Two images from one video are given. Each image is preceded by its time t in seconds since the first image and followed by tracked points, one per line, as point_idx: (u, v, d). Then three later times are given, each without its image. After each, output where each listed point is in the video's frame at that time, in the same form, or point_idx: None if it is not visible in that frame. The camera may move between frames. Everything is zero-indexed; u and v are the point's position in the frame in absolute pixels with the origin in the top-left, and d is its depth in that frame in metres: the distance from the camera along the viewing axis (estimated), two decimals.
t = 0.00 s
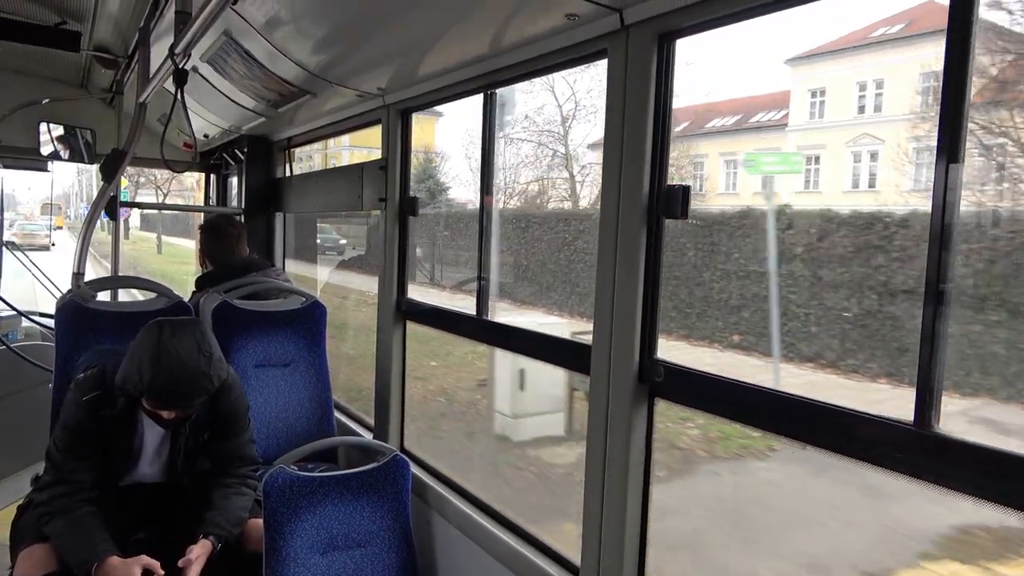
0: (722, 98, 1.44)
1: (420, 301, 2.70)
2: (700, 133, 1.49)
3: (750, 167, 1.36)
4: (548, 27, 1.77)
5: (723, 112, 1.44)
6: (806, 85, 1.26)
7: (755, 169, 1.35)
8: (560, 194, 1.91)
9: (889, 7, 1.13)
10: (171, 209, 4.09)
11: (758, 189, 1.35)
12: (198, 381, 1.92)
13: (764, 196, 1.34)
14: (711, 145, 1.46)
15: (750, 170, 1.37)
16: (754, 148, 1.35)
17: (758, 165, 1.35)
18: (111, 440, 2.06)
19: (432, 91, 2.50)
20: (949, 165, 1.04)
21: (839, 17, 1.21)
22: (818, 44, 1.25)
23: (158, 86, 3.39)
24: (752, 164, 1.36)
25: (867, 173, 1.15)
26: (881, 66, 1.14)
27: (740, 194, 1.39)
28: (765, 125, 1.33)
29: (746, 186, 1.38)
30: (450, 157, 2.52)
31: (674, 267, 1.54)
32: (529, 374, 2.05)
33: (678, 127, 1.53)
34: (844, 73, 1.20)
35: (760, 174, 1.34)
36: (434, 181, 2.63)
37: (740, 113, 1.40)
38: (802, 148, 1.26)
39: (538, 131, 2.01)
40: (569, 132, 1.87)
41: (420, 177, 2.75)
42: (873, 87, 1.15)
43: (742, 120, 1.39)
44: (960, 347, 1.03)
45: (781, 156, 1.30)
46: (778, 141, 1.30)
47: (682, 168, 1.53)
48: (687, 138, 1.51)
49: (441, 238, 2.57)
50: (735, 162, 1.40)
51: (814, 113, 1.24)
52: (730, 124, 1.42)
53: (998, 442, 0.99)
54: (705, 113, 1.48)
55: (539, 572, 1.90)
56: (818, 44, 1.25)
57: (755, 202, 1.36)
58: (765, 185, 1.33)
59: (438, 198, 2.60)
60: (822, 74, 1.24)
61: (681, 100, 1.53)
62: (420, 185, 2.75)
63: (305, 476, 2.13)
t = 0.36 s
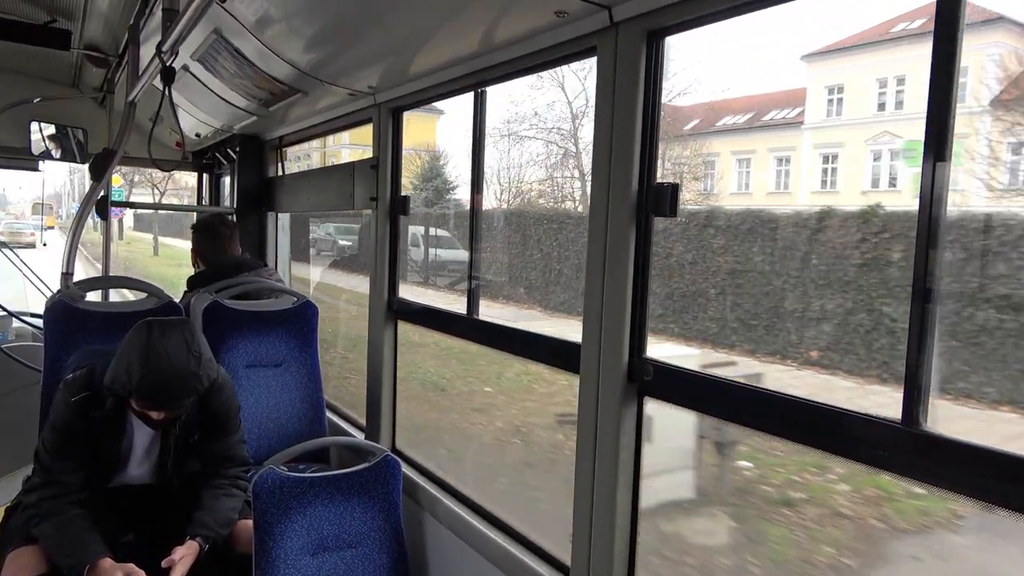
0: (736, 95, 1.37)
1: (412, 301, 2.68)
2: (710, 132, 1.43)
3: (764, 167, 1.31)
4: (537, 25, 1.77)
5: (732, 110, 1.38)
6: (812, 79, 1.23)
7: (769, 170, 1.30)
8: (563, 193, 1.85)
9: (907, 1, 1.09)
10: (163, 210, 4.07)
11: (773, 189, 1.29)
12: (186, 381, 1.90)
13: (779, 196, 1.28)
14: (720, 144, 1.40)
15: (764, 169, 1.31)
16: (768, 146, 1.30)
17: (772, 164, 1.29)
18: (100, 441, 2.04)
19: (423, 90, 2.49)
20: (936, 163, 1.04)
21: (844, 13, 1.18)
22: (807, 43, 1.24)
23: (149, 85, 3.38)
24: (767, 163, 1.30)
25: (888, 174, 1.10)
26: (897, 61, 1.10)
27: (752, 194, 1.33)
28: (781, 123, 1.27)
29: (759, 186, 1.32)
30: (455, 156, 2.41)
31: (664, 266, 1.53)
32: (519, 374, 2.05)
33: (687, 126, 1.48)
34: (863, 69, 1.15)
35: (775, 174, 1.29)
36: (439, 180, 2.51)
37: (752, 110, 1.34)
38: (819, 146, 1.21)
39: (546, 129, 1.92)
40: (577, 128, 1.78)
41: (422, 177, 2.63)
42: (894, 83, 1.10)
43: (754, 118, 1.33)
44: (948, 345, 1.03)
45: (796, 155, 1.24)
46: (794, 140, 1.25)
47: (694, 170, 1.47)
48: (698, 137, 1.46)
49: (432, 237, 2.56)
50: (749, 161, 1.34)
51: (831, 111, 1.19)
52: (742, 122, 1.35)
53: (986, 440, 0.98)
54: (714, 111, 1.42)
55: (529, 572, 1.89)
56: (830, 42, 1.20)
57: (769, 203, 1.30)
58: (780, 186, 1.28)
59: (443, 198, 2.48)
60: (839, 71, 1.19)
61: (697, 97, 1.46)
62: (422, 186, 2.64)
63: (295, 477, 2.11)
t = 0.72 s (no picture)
0: (754, 90, 1.30)
1: (403, 299, 2.67)
2: (719, 130, 1.35)
3: (779, 164, 1.24)
4: (525, 18, 1.76)
5: (746, 104, 1.31)
6: (808, 74, 1.21)
7: (784, 167, 1.23)
8: (564, 191, 1.78)
9: None
10: (154, 208, 4.04)
11: (787, 188, 1.22)
12: (172, 381, 1.89)
13: (792, 195, 1.21)
14: (732, 141, 1.32)
15: (778, 167, 1.24)
16: (782, 143, 1.23)
17: (786, 162, 1.23)
18: (86, 442, 2.02)
19: (412, 85, 2.47)
20: (927, 157, 1.03)
21: (856, 6, 1.13)
22: (796, 35, 1.23)
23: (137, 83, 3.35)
24: (781, 161, 1.24)
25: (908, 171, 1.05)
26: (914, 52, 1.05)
27: (766, 193, 1.27)
28: (791, 119, 1.22)
29: (772, 185, 1.25)
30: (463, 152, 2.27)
31: (655, 261, 1.52)
32: (511, 370, 2.04)
33: (698, 123, 1.41)
34: (879, 63, 1.10)
35: (788, 173, 1.22)
36: (446, 177, 2.36)
37: (765, 106, 1.27)
38: (835, 144, 1.14)
39: (553, 126, 1.83)
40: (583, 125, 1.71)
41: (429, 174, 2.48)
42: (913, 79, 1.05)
43: (767, 114, 1.26)
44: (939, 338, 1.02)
45: (811, 153, 1.17)
46: (809, 137, 1.18)
47: (703, 168, 1.40)
48: (708, 134, 1.38)
49: (423, 233, 2.54)
50: (761, 159, 1.27)
51: (847, 108, 1.13)
52: (754, 119, 1.29)
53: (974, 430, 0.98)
54: (726, 106, 1.34)
55: (522, 569, 1.89)
56: (853, 33, 1.14)
57: (782, 203, 1.23)
58: (794, 185, 1.21)
59: (449, 197, 2.34)
60: (858, 65, 1.13)
61: (713, 93, 1.38)
62: (430, 184, 2.49)
63: (286, 475, 2.10)
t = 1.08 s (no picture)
0: (779, 85, 1.25)
1: (401, 296, 2.66)
2: (739, 125, 1.31)
3: (801, 161, 1.20)
4: (526, 14, 1.75)
5: (769, 100, 1.26)
6: (816, 73, 1.19)
7: (806, 164, 1.19)
8: (569, 190, 1.76)
9: None
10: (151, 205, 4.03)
11: (811, 186, 1.18)
12: (169, 378, 1.88)
13: (816, 193, 1.17)
14: (754, 136, 1.28)
15: (801, 163, 1.20)
16: (806, 139, 1.19)
17: (809, 159, 1.19)
18: (82, 440, 2.02)
19: (411, 81, 2.46)
20: (931, 154, 1.02)
21: (878, 2, 1.10)
22: (800, 29, 1.22)
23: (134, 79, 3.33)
24: (803, 158, 1.20)
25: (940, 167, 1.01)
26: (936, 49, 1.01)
27: (788, 191, 1.23)
28: (816, 115, 1.17)
29: (791, 183, 1.22)
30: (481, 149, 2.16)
31: (656, 258, 1.51)
32: (511, 367, 2.03)
33: (715, 118, 1.37)
34: (905, 57, 1.07)
35: (812, 169, 1.18)
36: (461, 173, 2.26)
37: (787, 102, 1.23)
38: (862, 140, 1.11)
39: (570, 121, 1.76)
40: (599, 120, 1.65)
41: (444, 172, 2.36)
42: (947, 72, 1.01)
43: (788, 110, 1.23)
44: (944, 335, 1.01)
45: (836, 149, 1.14)
46: (833, 134, 1.14)
47: (721, 165, 1.36)
48: (727, 131, 1.34)
49: (422, 230, 2.53)
50: (783, 156, 1.23)
51: (875, 103, 1.10)
52: (775, 115, 1.25)
53: (974, 425, 0.97)
54: (747, 102, 1.30)
55: (522, 567, 1.88)
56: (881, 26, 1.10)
57: (807, 200, 1.19)
58: (817, 182, 1.17)
59: (465, 195, 2.24)
60: (887, 59, 1.10)
61: (738, 87, 1.32)
62: (443, 181, 2.37)
63: (285, 473, 2.09)
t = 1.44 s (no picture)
0: (791, 80, 1.23)
1: (399, 292, 2.66)
2: (757, 123, 1.29)
3: (824, 158, 1.16)
4: (524, 8, 1.74)
5: (790, 95, 1.23)
6: (822, 69, 1.18)
7: (829, 162, 1.15)
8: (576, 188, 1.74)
9: None
10: (148, 202, 4.02)
11: (834, 184, 1.14)
12: (165, 374, 1.88)
13: (839, 192, 1.14)
14: (774, 134, 1.25)
15: (823, 161, 1.16)
16: (828, 136, 1.15)
17: (832, 157, 1.15)
18: (79, 435, 2.01)
19: (408, 77, 2.45)
20: (929, 150, 1.03)
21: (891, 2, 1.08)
22: (803, 24, 1.22)
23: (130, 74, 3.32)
24: (826, 155, 1.16)
25: (971, 168, 0.98)
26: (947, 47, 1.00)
27: (809, 189, 1.19)
28: (839, 111, 1.14)
29: (804, 178, 1.20)
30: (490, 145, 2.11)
31: (654, 254, 1.51)
32: (508, 363, 2.03)
33: (731, 114, 1.34)
34: (932, 49, 1.02)
35: (835, 168, 1.14)
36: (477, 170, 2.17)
37: (805, 98, 1.20)
38: (888, 137, 1.08)
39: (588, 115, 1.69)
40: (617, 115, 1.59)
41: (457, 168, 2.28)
42: (981, 66, 0.97)
43: (809, 106, 1.19)
44: (942, 330, 1.01)
45: (862, 146, 1.10)
46: (859, 130, 1.11)
47: (741, 162, 1.32)
48: (745, 127, 1.31)
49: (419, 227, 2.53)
50: (804, 153, 1.20)
51: (903, 99, 1.06)
52: (795, 111, 1.21)
53: (971, 419, 0.98)
54: (768, 97, 1.27)
55: (520, 562, 1.88)
56: (904, 20, 1.07)
57: (832, 199, 1.15)
58: (841, 181, 1.13)
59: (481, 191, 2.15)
60: (913, 53, 1.05)
61: (767, 80, 1.27)
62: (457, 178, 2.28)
63: (283, 468, 2.09)
